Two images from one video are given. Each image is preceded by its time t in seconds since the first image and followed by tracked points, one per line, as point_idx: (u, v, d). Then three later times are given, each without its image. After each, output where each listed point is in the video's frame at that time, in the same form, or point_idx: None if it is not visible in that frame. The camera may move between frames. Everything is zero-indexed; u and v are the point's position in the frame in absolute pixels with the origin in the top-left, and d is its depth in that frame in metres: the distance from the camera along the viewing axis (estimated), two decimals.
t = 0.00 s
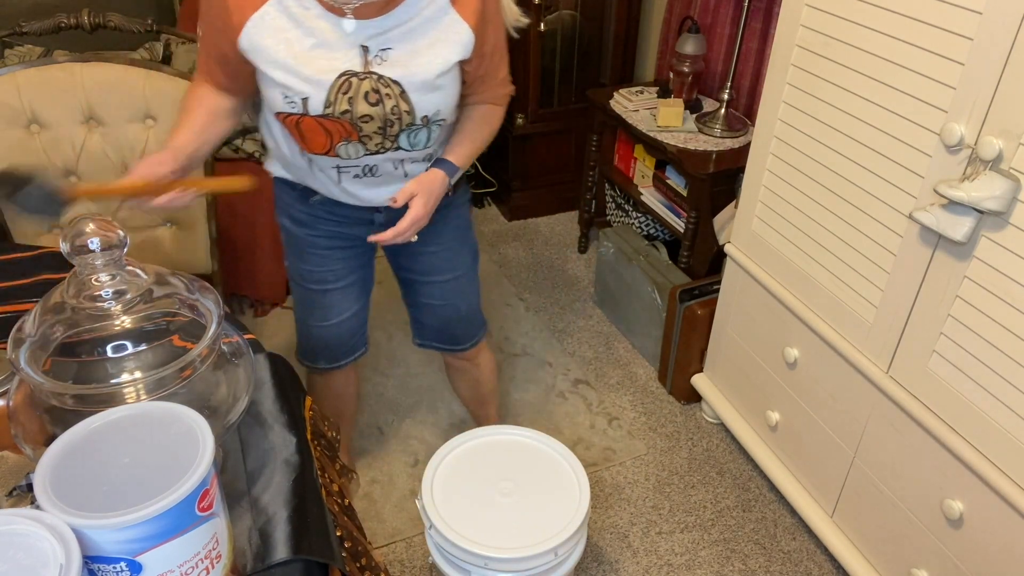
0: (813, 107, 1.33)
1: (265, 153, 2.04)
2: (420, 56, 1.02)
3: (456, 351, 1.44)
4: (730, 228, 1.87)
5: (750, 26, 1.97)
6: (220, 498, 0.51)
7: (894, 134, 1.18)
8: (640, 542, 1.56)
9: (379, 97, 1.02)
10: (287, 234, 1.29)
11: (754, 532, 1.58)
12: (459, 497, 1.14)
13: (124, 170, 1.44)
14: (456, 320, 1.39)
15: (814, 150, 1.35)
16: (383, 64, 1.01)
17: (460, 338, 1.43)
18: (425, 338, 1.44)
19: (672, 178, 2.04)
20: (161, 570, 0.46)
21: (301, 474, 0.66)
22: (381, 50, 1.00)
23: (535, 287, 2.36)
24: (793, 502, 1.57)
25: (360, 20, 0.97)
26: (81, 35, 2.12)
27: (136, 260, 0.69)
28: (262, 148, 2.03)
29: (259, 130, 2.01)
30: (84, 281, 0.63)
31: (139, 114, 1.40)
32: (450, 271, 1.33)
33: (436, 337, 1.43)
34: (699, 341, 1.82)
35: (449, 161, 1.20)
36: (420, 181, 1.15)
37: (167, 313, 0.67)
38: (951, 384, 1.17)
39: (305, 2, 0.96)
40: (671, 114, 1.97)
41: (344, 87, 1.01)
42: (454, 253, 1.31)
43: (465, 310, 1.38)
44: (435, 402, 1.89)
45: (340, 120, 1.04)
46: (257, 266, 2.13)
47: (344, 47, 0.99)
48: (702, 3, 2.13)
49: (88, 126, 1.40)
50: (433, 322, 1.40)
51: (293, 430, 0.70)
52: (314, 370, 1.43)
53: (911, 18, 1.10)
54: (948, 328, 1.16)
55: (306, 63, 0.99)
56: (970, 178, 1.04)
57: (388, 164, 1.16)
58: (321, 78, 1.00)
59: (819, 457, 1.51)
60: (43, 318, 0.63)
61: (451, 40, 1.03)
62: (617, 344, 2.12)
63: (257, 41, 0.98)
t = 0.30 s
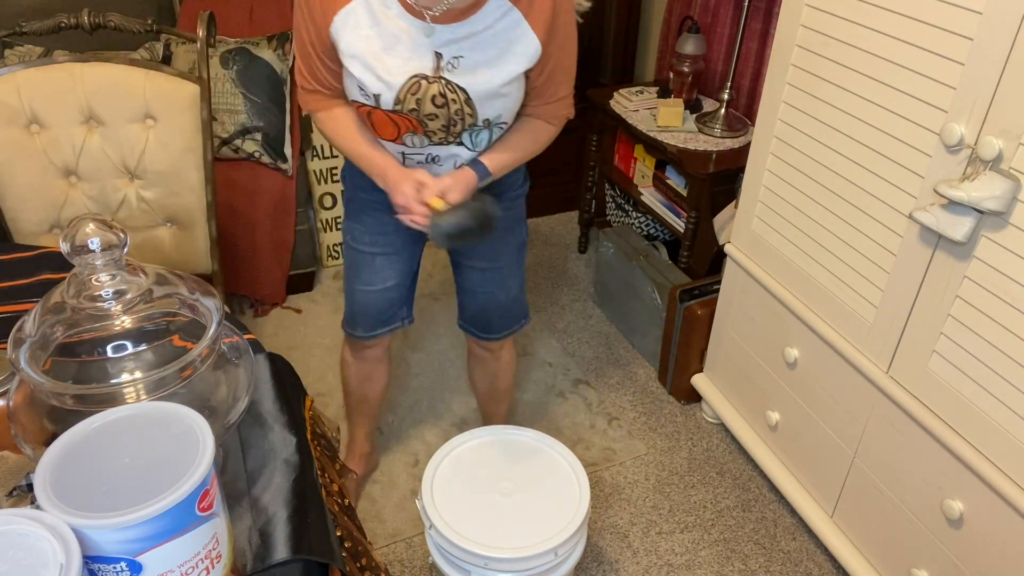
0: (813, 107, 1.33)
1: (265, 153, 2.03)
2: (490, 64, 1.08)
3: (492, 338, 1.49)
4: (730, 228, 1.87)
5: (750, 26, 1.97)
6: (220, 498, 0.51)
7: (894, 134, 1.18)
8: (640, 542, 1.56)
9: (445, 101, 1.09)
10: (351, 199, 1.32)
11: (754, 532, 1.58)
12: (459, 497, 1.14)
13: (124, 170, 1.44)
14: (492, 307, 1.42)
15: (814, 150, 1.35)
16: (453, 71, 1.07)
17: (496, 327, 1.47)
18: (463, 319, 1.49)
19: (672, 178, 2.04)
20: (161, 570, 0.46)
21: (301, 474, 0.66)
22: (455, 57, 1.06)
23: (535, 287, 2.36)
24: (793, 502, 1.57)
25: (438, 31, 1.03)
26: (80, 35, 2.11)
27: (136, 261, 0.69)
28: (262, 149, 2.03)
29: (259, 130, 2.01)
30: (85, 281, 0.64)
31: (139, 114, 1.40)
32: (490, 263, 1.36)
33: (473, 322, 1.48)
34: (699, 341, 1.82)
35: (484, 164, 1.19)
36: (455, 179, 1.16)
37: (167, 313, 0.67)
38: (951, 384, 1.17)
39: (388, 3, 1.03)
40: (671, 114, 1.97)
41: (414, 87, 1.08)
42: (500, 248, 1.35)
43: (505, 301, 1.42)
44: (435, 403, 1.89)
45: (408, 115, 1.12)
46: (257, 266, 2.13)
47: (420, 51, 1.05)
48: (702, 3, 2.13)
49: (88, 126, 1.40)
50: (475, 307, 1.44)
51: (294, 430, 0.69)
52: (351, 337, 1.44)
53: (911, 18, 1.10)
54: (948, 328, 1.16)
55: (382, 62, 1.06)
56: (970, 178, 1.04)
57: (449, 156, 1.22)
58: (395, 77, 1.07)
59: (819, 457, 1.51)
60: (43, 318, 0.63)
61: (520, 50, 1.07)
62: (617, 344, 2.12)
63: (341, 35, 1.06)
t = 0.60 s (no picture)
0: (813, 108, 1.33)
1: (265, 153, 2.04)
2: (521, 109, 1.14)
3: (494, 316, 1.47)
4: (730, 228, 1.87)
5: (750, 26, 1.97)
6: (220, 498, 0.51)
7: (893, 134, 1.18)
8: (640, 542, 1.56)
9: (481, 148, 1.17)
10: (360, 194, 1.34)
11: (754, 532, 1.58)
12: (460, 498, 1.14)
13: (124, 170, 1.44)
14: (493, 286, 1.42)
15: (814, 149, 1.35)
16: (486, 122, 1.13)
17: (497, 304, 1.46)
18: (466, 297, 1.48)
19: (672, 178, 2.04)
20: (161, 570, 0.46)
21: (301, 473, 0.66)
22: (488, 109, 1.11)
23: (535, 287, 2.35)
24: (793, 502, 1.57)
25: (474, 90, 1.08)
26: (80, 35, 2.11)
27: (136, 261, 0.69)
28: (262, 149, 2.03)
29: (259, 130, 2.01)
30: (85, 281, 0.64)
31: (139, 114, 1.40)
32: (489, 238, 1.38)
33: (474, 300, 1.47)
34: (699, 341, 1.83)
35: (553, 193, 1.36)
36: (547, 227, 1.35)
37: (167, 313, 0.67)
38: (951, 384, 1.17)
39: (424, 72, 1.05)
40: (671, 114, 1.97)
41: (454, 142, 1.14)
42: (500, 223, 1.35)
43: (504, 277, 1.42)
44: (435, 403, 1.89)
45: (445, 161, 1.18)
46: (257, 266, 2.13)
47: (455, 110, 1.10)
48: (702, 3, 2.13)
49: (88, 126, 1.40)
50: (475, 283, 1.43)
51: (294, 430, 0.69)
52: (383, 324, 1.45)
53: (911, 18, 1.10)
54: (948, 328, 1.16)
55: (423, 125, 1.10)
56: (970, 178, 1.04)
57: (472, 179, 1.29)
58: (437, 138, 1.12)
59: (818, 457, 1.52)
60: (43, 318, 0.64)
61: (545, 89, 1.14)
62: (617, 344, 2.12)
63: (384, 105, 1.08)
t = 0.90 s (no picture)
0: (813, 108, 1.33)
1: (265, 153, 2.03)
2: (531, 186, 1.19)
3: (487, 301, 1.47)
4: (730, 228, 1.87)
5: (750, 26, 1.97)
6: (220, 499, 0.51)
7: (893, 134, 1.18)
8: (640, 542, 1.56)
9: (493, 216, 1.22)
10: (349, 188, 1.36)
11: (754, 532, 1.58)
12: (459, 498, 1.15)
13: (124, 170, 1.44)
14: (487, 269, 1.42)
15: (814, 150, 1.35)
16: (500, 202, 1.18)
17: (492, 289, 1.46)
18: (459, 284, 1.48)
19: (672, 178, 2.04)
20: (161, 570, 0.46)
21: (301, 473, 0.66)
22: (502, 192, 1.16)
23: (535, 287, 2.36)
24: (793, 503, 1.58)
25: (497, 202, 1.14)
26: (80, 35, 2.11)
27: (136, 261, 0.69)
28: (262, 149, 2.02)
29: (259, 130, 2.00)
30: (85, 281, 0.64)
31: (139, 114, 1.40)
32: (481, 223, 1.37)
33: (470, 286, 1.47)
34: (699, 341, 1.83)
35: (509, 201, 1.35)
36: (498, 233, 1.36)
37: (167, 313, 0.67)
38: (950, 384, 1.17)
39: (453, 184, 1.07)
40: (671, 114, 1.97)
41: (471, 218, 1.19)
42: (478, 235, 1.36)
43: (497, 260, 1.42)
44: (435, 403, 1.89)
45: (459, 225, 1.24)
46: (257, 266, 2.13)
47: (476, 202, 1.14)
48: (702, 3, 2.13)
49: (88, 126, 1.40)
50: (469, 269, 1.44)
51: (294, 430, 0.69)
52: (383, 324, 1.45)
53: (911, 18, 1.10)
54: (948, 328, 1.16)
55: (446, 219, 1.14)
56: (970, 178, 1.04)
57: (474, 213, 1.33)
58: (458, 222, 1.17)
59: (818, 457, 1.52)
60: (43, 318, 0.64)
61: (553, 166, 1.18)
62: (616, 344, 2.12)
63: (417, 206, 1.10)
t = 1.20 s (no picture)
0: (813, 108, 1.33)
1: (266, 154, 2.03)
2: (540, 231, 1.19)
3: (489, 302, 1.48)
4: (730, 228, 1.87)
5: (750, 26, 1.97)
6: (220, 498, 0.51)
7: (893, 134, 1.18)
8: (640, 542, 1.56)
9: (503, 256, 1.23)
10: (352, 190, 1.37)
11: (754, 532, 1.58)
12: (459, 500, 1.14)
13: (124, 170, 1.44)
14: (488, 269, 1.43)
15: (814, 150, 1.35)
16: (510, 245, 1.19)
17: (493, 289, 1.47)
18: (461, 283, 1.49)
19: (672, 178, 2.04)
20: (161, 570, 0.46)
21: (301, 473, 0.66)
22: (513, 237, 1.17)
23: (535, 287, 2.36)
24: (793, 502, 1.57)
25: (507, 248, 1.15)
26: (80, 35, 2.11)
27: (136, 261, 0.69)
28: (262, 149, 2.02)
29: (259, 130, 2.00)
30: (85, 281, 0.64)
31: (139, 114, 1.40)
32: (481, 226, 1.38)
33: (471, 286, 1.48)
34: (699, 341, 1.83)
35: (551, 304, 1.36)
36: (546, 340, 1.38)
37: (167, 313, 0.67)
38: (950, 384, 1.17)
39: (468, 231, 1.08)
40: (671, 114, 1.97)
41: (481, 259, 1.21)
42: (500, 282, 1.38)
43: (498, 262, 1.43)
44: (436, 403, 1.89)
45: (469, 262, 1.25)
46: (257, 266, 2.13)
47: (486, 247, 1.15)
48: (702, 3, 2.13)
49: (88, 126, 1.40)
50: (471, 269, 1.44)
51: (294, 430, 0.69)
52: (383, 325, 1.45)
53: (912, 17, 1.10)
54: (948, 328, 1.16)
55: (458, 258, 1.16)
56: (970, 178, 1.04)
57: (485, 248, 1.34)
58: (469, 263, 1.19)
59: (818, 457, 1.52)
60: (43, 318, 0.64)
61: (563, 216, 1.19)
62: (616, 344, 2.12)
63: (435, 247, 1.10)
